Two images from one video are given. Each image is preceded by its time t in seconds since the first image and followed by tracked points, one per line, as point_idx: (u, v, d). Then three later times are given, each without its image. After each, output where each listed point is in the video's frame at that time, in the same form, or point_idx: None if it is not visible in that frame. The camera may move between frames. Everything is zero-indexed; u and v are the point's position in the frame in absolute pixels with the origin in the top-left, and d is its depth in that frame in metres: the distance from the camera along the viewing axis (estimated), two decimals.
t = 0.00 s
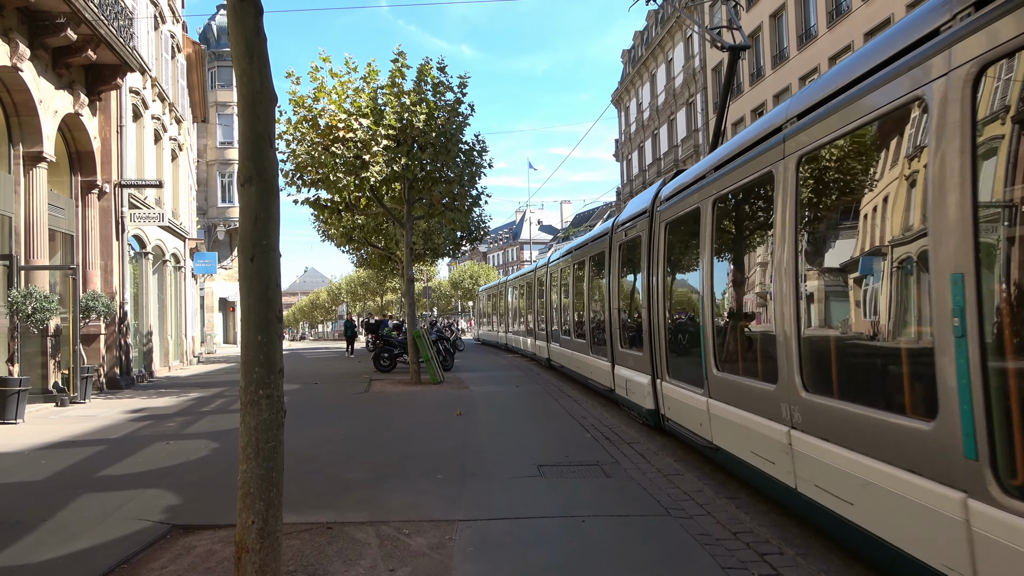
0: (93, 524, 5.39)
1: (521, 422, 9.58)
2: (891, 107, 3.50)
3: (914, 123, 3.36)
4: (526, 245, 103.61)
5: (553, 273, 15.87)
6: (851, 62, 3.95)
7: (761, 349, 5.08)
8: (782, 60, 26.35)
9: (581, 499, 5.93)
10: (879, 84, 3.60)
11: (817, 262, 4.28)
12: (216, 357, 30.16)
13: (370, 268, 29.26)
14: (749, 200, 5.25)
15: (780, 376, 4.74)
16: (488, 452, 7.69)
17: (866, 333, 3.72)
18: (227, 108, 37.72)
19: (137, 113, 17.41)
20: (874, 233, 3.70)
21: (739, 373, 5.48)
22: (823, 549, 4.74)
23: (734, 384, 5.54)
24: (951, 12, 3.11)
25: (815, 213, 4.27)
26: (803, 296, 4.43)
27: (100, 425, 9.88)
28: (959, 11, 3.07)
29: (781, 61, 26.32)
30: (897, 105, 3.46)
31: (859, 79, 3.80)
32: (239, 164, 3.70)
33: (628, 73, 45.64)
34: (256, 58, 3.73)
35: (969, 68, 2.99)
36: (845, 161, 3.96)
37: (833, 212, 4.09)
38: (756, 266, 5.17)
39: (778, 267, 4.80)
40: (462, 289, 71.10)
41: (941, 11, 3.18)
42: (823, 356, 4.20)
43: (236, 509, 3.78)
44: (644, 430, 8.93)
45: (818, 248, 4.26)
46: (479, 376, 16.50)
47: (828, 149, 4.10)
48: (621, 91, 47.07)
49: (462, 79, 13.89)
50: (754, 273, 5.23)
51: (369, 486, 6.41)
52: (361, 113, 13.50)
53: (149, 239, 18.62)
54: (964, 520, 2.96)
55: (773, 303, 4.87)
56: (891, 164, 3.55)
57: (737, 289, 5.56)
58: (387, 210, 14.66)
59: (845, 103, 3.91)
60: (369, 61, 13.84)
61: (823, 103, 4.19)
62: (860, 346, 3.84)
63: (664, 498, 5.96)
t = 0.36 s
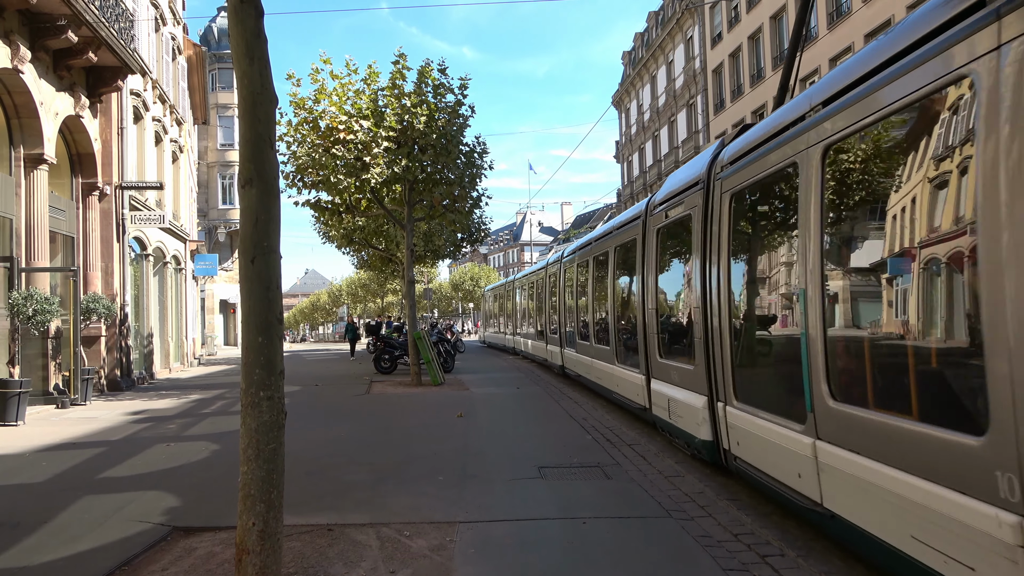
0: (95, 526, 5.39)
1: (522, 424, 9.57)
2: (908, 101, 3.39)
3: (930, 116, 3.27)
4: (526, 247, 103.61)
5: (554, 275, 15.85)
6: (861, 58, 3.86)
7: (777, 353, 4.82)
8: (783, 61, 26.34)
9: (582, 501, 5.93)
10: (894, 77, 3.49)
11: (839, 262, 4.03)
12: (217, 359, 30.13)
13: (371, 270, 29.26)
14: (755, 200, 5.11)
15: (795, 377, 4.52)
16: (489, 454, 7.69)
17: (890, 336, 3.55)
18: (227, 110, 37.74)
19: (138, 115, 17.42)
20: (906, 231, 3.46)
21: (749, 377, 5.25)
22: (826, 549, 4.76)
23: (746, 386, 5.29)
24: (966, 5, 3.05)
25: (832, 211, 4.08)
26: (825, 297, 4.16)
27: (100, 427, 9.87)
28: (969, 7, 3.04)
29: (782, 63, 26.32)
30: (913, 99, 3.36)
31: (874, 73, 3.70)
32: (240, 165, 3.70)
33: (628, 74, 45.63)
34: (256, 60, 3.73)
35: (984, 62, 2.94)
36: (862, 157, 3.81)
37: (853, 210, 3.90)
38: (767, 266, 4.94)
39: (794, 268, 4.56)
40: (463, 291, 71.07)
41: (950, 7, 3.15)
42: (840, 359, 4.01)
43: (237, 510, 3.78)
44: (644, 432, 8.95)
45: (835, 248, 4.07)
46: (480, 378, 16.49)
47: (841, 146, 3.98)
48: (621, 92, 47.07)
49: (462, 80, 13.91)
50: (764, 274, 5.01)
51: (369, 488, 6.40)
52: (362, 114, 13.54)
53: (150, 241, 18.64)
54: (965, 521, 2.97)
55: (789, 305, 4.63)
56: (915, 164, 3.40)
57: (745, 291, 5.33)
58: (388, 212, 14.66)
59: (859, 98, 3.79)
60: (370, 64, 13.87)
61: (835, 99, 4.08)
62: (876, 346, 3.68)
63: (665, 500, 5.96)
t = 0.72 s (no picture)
0: (95, 528, 5.39)
1: (523, 425, 9.57)
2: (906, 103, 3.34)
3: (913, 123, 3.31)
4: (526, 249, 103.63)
5: (555, 275, 15.88)
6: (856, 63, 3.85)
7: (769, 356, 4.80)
8: (783, 62, 26.38)
9: (582, 502, 5.92)
10: (895, 77, 3.44)
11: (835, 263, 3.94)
12: (217, 361, 30.13)
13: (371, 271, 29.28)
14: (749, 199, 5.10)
15: (792, 376, 4.39)
16: (489, 455, 7.68)
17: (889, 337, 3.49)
18: (227, 111, 37.80)
19: (138, 117, 17.44)
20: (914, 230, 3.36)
21: (747, 376, 5.22)
22: (827, 551, 4.75)
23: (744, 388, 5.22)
24: (964, 10, 3.02)
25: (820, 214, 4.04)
26: (815, 299, 4.11)
27: (100, 429, 9.87)
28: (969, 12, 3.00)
29: (782, 64, 26.35)
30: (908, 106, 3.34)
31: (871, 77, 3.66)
32: (240, 167, 3.70)
33: (628, 76, 45.65)
34: (256, 61, 3.73)
35: (979, 69, 2.92)
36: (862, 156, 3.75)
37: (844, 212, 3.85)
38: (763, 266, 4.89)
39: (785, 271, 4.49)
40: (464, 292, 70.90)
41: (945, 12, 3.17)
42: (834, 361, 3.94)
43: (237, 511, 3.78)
44: (644, 433, 8.95)
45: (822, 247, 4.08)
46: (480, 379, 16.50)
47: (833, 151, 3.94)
48: (621, 94, 47.10)
49: (463, 82, 13.91)
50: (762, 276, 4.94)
51: (369, 490, 6.39)
52: (362, 116, 13.53)
53: (151, 242, 18.66)
54: (962, 521, 2.93)
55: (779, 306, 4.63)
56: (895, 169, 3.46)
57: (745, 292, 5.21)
58: (388, 214, 14.66)
59: (854, 102, 3.75)
60: (370, 65, 13.87)
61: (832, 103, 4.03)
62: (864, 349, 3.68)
63: (666, 501, 5.95)
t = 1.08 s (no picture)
0: (95, 529, 5.38)
1: (523, 425, 9.57)
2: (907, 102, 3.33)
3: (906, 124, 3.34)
4: (527, 250, 103.64)
5: (556, 275, 15.90)
6: (853, 63, 3.85)
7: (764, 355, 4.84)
8: (783, 62, 26.39)
9: (582, 503, 5.92)
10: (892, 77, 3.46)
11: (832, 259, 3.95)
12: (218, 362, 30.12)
13: (371, 272, 29.29)
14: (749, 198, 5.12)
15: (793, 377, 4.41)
16: (490, 456, 7.68)
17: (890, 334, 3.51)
18: (228, 112, 37.83)
19: (139, 118, 17.46)
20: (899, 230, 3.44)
21: (744, 377, 5.26)
22: (828, 551, 4.74)
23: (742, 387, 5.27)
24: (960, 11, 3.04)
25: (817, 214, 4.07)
26: (813, 297, 4.13)
27: (101, 430, 9.87)
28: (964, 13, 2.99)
29: (782, 64, 26.34)
30: (906, 107, 3.34)
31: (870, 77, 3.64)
32: (241, 167, 3.70)
33: (629, 76, 45.67)
34: (257, 62, 3.73)
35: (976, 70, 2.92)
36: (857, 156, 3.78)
37: (841, 212, 3.87)
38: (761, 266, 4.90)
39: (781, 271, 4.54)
40: (464, 293, 70.91)
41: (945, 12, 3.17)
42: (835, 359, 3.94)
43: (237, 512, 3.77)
44: (644, 433, 8.95)
45: (816, 247, 4.11)
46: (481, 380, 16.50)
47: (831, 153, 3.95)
48: (622, 95, 47.12)
49: (463, 82, 13.90)
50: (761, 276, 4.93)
51: (370, 490, 6.39)
52: (362, 116, 13.52)
53: (151, 243, 18.67)
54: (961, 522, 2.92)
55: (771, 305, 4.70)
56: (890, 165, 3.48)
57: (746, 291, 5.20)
58: (389, 214, 14.66)
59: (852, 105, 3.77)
60: (371, 65, 13.85)
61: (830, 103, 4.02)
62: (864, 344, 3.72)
63: (666, 502, 5.94)
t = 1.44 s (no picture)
0: (96, 529, 5.38)
1: (524, 425, 9.58)
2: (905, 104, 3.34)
3: (903, 126, 3.38)
4: (527, 250, 103.64)
5: (557, 275, 15.91)
6: (852, 65, 3.89)
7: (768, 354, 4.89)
8: (784, 62, 26.34)
9: (583, 503, 5.92)
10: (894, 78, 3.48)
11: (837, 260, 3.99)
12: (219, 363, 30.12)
13: (372, 272, 29.28)
14: (753, 198, 5.15)
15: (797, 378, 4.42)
16: (491, 456, 7.68)
17: (880, 338, 3.55)
18: (228, 112, 37.83)
19: (139, 118, 17.45)
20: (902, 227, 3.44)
21: (748, 377, 5.28)
22: (829, 551, 4.74)
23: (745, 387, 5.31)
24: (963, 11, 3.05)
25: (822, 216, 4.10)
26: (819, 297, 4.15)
27: (102, 430, 9.87)
28: (960, 17, 3.03)
29: (784, 64, 26.30)
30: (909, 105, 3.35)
31: (871, 78, 3.67)
32: (241, 168, 3.70)
33: (629, 76, 45.67)
34: (257, 62, 3.73)
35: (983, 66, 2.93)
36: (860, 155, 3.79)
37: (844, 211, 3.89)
38: (766, 266, 4.94)
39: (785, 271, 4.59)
40: (465, 293, 70.91)
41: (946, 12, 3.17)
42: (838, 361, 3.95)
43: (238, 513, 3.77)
44: (645, 433, 8.95)
45: (827, 248, 4.12)
46: (482, 380, 16.50)
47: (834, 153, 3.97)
48: (622, 95, 47.14)
49: (464, 82, 13.90)
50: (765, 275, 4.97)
51: (371, 491, 6.39)
52: (363, 117, 13.50)
53: (152, 243, 18.67)
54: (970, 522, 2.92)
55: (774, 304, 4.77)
56: (885, 167, 3.54)
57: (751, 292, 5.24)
58: (389, 214, 14.66)
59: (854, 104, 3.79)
60: (372, 66, 13.86)
61: (833, 102, 4.05)
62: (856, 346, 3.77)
63: (667, 502, 5.94)
